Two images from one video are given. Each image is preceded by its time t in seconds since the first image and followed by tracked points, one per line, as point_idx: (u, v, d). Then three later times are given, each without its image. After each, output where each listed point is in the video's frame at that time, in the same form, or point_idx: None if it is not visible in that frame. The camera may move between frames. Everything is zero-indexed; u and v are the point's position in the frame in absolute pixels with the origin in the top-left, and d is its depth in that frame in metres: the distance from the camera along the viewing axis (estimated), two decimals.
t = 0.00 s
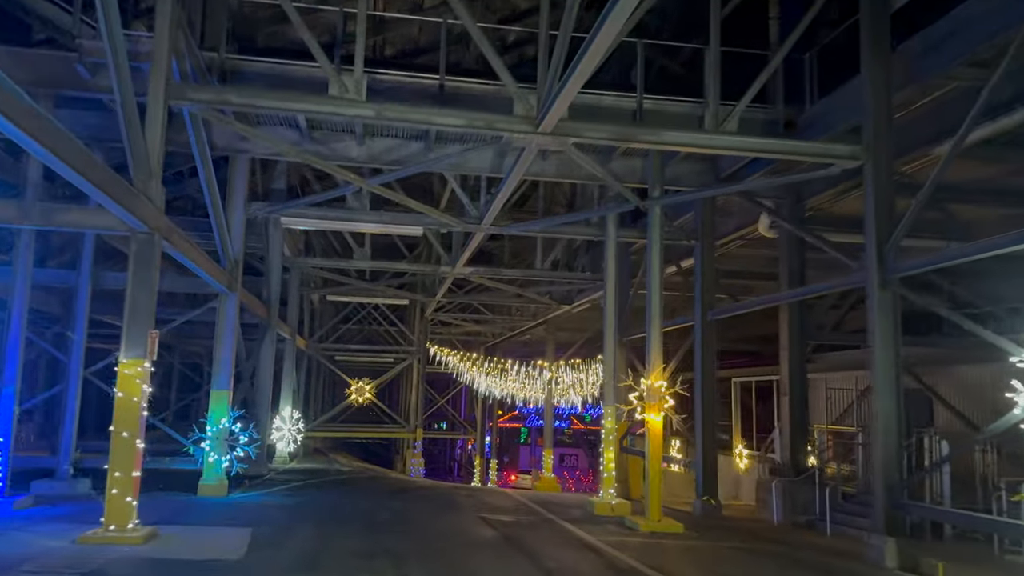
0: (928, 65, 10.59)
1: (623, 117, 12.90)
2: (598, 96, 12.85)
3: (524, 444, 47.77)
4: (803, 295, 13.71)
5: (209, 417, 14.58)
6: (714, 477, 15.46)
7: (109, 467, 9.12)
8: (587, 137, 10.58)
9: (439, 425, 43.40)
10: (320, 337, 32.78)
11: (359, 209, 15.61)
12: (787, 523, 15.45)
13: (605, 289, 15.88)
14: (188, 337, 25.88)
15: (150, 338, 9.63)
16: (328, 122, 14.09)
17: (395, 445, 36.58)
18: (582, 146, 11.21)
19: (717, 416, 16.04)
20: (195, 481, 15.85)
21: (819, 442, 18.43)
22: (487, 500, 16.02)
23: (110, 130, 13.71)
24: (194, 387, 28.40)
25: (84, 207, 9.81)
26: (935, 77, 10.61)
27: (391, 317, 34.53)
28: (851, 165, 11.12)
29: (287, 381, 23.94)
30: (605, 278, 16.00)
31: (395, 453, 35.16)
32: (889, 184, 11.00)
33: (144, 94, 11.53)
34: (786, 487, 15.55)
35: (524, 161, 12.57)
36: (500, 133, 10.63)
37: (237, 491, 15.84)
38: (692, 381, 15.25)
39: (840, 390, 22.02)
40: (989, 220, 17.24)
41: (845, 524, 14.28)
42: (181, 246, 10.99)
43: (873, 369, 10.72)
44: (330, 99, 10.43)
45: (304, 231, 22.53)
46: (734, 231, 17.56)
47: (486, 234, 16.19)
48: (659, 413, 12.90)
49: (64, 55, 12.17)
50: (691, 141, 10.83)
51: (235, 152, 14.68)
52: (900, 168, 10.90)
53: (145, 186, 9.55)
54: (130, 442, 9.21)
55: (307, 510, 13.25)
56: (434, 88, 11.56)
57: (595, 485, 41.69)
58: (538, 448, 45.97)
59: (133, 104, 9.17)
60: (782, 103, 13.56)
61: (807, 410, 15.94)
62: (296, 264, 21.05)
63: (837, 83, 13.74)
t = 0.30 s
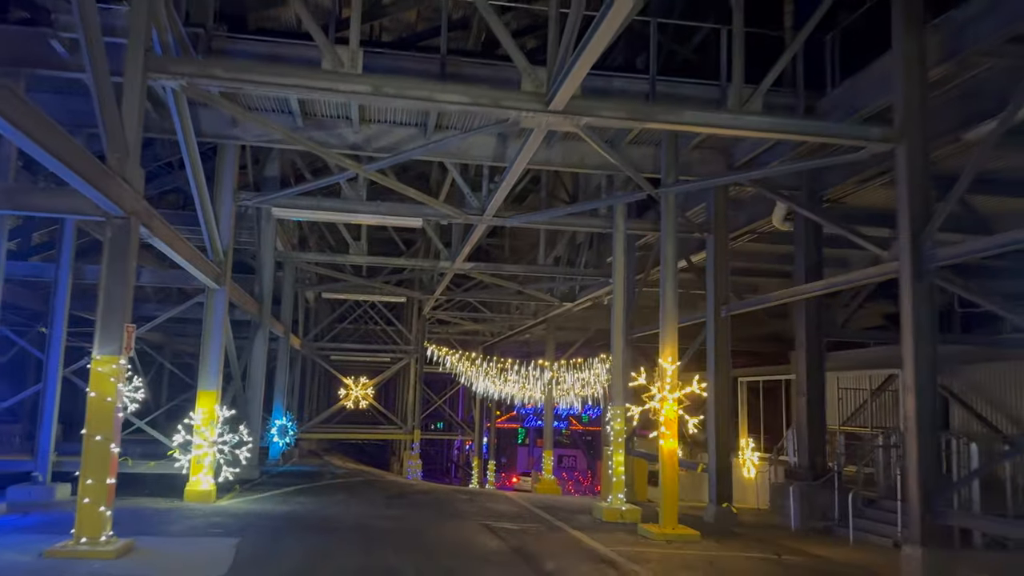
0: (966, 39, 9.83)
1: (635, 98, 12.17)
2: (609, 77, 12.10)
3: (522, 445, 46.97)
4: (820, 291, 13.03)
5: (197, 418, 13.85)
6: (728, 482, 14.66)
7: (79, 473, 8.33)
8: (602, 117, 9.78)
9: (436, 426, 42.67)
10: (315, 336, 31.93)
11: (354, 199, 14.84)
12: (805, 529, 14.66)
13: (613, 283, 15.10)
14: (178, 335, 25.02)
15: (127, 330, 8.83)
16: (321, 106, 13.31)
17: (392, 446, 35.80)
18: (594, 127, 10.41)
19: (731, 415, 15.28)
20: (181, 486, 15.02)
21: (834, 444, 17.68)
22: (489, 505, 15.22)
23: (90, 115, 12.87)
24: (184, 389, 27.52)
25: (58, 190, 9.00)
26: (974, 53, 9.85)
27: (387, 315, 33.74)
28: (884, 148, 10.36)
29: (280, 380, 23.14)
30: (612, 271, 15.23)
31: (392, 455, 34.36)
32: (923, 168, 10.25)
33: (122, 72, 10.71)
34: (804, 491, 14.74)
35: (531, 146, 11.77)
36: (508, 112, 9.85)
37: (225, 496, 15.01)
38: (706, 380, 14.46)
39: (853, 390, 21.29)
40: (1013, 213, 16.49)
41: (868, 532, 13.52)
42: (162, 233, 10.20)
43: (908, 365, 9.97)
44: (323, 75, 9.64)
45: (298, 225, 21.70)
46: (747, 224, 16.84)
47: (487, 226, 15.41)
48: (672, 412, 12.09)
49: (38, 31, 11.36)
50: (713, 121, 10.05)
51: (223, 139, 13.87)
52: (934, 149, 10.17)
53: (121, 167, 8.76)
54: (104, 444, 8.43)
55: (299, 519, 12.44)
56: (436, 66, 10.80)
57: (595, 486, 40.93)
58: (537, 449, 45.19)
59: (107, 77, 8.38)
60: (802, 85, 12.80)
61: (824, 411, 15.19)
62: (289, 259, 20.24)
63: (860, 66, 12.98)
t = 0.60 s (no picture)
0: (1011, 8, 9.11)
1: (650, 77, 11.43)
2: (621, 55, 11.35)
3: (521, 444, 46.24)
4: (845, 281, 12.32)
5: (185, 418, 12.99)
6: (745, 484, 13.92)
7: (46, 480, 7.62)
8: (620, 91, 9.03)
9: (433, 425, 41.93)
10: (311, 333, 31.15)
11: (351, 186, 14.10)
12: (827, 533, 13.92)
13: (624, 275, 14.36)
14: (169, 332, 24.20)
15: (101, 322, 8.04)
16: (314, 87, 12.57)
17: (390, 446, 35.05)
18: (609, 103, 9.64)
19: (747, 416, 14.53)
20: (169, 490, 14.27)
21: (851, 443, 16.96)
22: (493, 509, 14.48)
23: (67, 95, 12.06)
24: (176, 388, 26.69)
25: (25, 170, 8.21)
26: (1019, 23, 9.13)
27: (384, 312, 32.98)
28: (921, 127, 9.63)
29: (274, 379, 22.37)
30: (623, 262, 14.49)
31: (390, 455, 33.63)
32: (964, 148, 9.52)
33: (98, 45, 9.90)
34: (825, 494, 13.99)
35: (540, 129, 10.98)
36: (518, 86, 9.08)
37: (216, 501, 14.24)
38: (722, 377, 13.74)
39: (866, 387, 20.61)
40: None
41: (895, 537, 12.82)
42: (144, 218, 9.40)
43: (951, 360, 9.24)
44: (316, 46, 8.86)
45: (292, 218, 20.93)
46: (760, 213, 16.13)
47: (490, 215, 14.66)
48: (690, 412, 11.36)
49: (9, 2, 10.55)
50: (738, 96, 9.29)
51: (210, 123, 13.09)
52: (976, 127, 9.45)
53: (95, 143, 8.01)
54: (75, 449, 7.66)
55: (294, 524, 11.69)
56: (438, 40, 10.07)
57: (596, 485, 40.26)
58: (537, 448, 44.48)
59: (76, 43, 7.60)
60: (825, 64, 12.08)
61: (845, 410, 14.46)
62: (283, 252, 19.47)
63: (885, 44, 12.26)
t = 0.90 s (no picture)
0: None
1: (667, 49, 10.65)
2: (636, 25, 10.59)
3: (519, 441, 45.48)
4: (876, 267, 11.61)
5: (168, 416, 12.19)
6: (764, 485, 13.14)
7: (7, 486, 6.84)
8: (640, 57, 8.27)
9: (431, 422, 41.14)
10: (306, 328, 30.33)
11: (345, 169, 13.30)
12: (848, 535, 13.13)
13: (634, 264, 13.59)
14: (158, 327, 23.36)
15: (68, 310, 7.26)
16: (305, 63, 11.78)
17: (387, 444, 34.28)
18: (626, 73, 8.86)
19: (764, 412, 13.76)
20: (153, 492, 13.45)
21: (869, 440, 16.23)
22: (496, 512, 13.70)
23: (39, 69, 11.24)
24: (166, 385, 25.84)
25: None
26: None
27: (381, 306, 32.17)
28: (963, 98, 8.90)
29: (266, 376, 21.54)
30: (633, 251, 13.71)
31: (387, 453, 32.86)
32: (1011, 121, 8.80)
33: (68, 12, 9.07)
34: (847, 493, 13.19)
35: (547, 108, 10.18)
36: (528, 52, 8.30)
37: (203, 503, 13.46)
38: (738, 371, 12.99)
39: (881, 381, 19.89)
40: None
41: (924, 541, 12.07)
42: (117, 196, 8.58)
43: (998, 349, 8.52)
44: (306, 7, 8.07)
45: (284, 207, 20.10)
46: (774, 199, 15.39)
47: (493, 201, 13.86)
48: (710, 406, 10.58)
49: None
50: (767, 64, 8.52)
51: (195, 102, 12.27)
52: None
53: (59, 110, 7.19)
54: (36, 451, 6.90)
55: (286, 529, 10.94)
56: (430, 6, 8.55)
57: (595, 483, 39.51)
58: (536, 445, 43.73)
59: None
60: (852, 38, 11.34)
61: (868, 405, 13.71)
62: (275, 243, 18.65)
63: (914, 17, 11.52)
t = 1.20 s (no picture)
0: None
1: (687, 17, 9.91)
2: None
3: (518, 438, 44.70)
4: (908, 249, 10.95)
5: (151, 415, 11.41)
6: (786, 485, 12.39)
7: None
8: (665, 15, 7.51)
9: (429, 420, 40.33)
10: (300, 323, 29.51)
11: (340, 151, 12.51)
12: (876, 537, 12.39)
13: (646, 251, 12.79)
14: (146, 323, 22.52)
15: (29, 296, 6.49)
16: (297, 36, 11.01)
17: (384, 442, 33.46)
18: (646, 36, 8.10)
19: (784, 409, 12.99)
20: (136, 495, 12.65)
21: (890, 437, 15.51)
22: (501, 514, 12.92)
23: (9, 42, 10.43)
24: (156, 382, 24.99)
25: None
26: None
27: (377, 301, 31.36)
28: (1014, 63, 8.19)
29: (258, 373, 20.71)
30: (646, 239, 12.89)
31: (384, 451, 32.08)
32: None
33: None
34: (874, 494, 12.45)
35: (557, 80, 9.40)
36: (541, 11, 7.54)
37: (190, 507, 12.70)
38: (758, 364, 12.25)
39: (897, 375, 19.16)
40: None
41: (958, 543, 11.34)
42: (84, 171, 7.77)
43: None
44: None
45: (277, 196, 19.29)
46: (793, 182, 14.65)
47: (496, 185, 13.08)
48: (733, 402, 9.81)
49: None
50: (804, 24, 7.78)
51: (180, 79, 11.45)
52: None
53: (15, 67, 6.38)
54: None
55: (278, 534, 10.19)
56: None
57: (596, 480, 38.75)
58: (535, 442, 42.97)
59: None
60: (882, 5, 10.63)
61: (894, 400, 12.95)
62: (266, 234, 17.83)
63: None
